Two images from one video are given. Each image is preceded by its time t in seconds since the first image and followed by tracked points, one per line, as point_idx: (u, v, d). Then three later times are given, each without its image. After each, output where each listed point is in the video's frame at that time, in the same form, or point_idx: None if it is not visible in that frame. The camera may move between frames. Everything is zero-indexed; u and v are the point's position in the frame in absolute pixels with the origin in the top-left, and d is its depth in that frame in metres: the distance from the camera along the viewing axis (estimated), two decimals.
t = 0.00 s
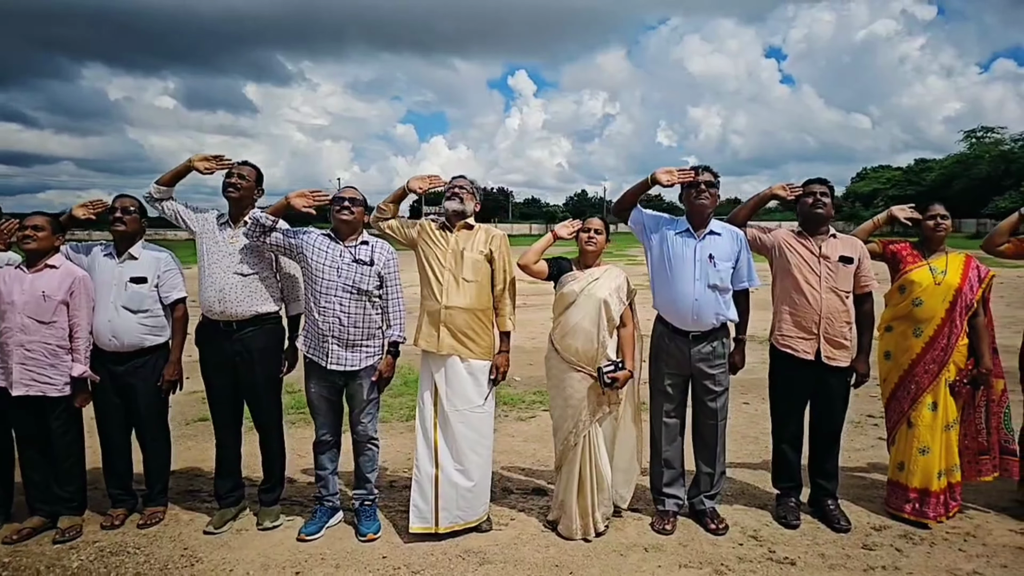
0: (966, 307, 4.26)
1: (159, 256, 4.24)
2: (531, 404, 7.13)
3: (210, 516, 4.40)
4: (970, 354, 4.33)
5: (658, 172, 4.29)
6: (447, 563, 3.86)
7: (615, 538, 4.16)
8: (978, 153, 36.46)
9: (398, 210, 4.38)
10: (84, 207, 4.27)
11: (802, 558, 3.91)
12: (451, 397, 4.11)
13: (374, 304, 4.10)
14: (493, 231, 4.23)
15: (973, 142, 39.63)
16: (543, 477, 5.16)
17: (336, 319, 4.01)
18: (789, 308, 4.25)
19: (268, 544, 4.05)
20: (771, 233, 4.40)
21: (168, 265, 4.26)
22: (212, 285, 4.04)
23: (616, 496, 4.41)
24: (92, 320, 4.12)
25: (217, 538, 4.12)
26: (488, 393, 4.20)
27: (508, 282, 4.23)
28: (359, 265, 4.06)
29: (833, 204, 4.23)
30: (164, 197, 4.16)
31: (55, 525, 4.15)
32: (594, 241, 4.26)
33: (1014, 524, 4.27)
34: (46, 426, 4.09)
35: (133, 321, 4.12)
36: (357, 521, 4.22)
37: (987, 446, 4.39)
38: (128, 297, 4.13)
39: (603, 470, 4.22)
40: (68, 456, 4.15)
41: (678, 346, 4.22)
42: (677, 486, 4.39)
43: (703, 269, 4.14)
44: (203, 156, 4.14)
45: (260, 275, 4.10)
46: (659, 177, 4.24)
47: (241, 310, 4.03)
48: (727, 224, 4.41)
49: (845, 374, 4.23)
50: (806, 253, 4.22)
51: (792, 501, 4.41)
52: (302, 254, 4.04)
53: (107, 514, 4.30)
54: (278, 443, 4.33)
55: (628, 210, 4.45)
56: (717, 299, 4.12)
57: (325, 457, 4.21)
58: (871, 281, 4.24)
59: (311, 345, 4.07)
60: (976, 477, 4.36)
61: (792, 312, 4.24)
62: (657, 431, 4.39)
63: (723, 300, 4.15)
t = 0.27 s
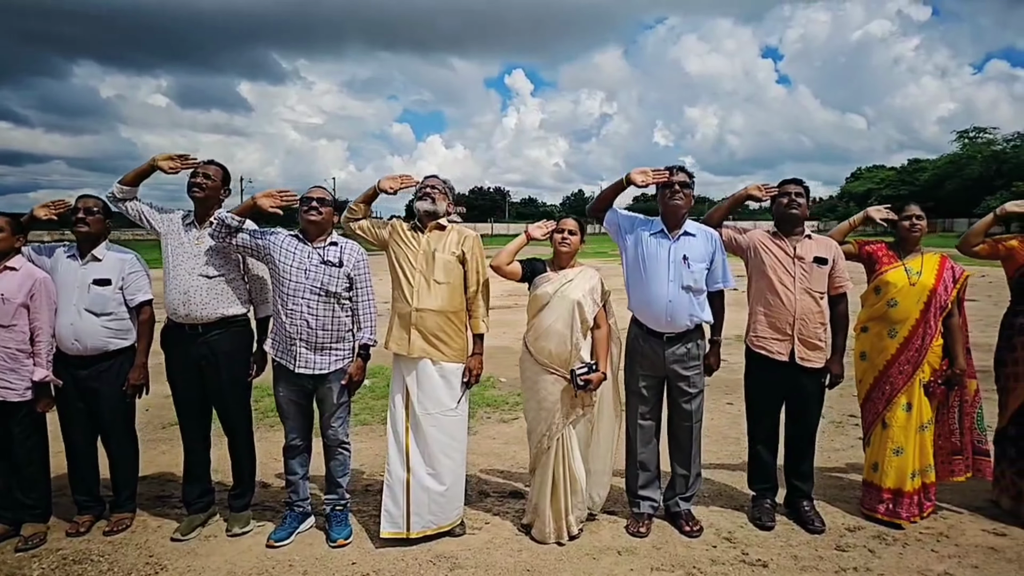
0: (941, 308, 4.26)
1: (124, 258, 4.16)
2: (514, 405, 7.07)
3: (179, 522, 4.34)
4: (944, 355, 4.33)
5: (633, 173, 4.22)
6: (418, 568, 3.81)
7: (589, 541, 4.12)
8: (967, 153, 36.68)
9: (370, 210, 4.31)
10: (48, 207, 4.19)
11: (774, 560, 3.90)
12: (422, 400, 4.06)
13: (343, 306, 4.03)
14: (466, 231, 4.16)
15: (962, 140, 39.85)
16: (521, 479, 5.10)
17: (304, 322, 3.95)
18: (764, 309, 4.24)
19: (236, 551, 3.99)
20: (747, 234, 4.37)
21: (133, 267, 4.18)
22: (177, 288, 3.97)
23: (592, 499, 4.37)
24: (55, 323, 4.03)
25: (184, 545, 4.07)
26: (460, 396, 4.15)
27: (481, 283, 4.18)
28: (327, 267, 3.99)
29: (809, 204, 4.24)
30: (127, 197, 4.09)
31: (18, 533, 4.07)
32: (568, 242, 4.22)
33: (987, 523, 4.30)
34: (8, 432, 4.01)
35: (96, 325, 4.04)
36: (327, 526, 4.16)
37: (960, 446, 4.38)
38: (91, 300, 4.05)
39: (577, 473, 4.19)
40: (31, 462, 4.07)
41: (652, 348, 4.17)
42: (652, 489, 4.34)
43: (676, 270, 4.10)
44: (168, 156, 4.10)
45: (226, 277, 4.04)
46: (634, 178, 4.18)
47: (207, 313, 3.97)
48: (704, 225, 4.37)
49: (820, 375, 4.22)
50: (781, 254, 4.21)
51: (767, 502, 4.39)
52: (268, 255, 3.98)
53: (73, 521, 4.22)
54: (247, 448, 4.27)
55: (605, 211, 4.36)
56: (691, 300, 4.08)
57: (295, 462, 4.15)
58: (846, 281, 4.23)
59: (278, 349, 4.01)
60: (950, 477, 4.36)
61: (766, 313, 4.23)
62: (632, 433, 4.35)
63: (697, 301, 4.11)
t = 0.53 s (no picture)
0: (910, 305, 4.29)
1: (81, 265, 4.08)
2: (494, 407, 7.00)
3: (141, 535, 4.27)
4: (914, 351, 4.36)
5: (601, 174, 4.18)
6: None
7: (561, 545, 4.07)
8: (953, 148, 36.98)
9: (335, 213, 4.25)
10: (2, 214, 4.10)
11: (745, 560, 3.87)
12: (389, 406, 4.00)
13: (306, 311, 3.96)
14: (433, 233, 4.10)
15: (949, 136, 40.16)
16: (496, 482, 5.03)
17: (267, 328, 3.87)
18: (734, 308, 4.22)
19: (198, 563, 3.92)
20: (717, 233, 4.38)
21: (91, 274, 4.11)
22: (134, 294, 3.93)
23: (564, 503, 4.30)
24: (9, 332, 3.95)
25: (145, 558, 3.99)
26: (428, 402, 4.08)
27: (449, 285, 4.12)
28: (290, 271, 3.91)
29: (778, 202, 4.27)
30: (84, 202, 4.11)
31: None
32: (537, 244, 4.15)
33: (958, 519, 4.31)
34: None
35: (52, 333, 3.95)
36: (294, 535, 4.10)
37: (929, 441, 4.43)
38: (47, 308, 3.96)
39: (547, 477, 4.14)
40: None
41: (623, 349, 4.13)
42: (626, 491, 4.30)
43: (645, 270, 4.05)
44: (124, 160, 4.15)
45: (186, 283, 3.99)
46: (602, 178, 4.13)
47: (165, 319, 3.92)
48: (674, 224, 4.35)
49: (790, 373, 4.21)
50: (750, 252, 4.21)
51: (740, 502, 4.36)
52: (228, 260, 3.92)
53: (33, 535, 4.13)
54: (210, 458, 4.21)
55: (575, 210, 4.33)
56: (660, 301, 4.05)
57: (260, 471, 4.09)
58: (814, 280, 4.25)
59: (240, 355, 3.95)
60: (920, 472, 4.40)
61: (736, 312, 4.21)
62: (604, 435, 4.30)
63: (666, 301, 4.07)
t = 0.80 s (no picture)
0: (879, 302, 4.26)
1: (39, 270, 4.00)
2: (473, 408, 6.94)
3: (105, 543, 4.20)
4: (884, 348, 4.35)
5: (566, 174, 4.13)
6: None
7: (529, 548, 4.03)
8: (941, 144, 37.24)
9: (297, 216, 4.19)
10: None
11: (713, 561, 3.84)
12: (353, 410, 3.92)
13: (267, 315, 3.91)
14: (396, 235, 4.04)
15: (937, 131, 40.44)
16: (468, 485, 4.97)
17: (227, 333, 3.82)
18: (701, 307, 4.19)
19: (160, 572, 3.85)
20: (684, 231, 4.36)
21: (49, 280, 4.02)
22: (92, 300, 3.85)
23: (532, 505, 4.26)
24: None
25: (107, 567, 3.93)
26: (394, 405, 4.01)
27: (413, 287, 4.03)
28: (249, 275, 3.85)
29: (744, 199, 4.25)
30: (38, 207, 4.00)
31: None
32: (502, 244, 4.10)
33: (930, 516, 4.28)
34: None
35: (9, 340, 3.87)
36: (259, 541, 4.04)
37: (898, 439, 4.42)
38: (3, 314, 3.88)
39: (515, 480, 4.08)
40: None
41: (589, 350, 4.09)
42: (595, 492, 4.25)
43: (611, 269, 4.01)
44: (78, 163, 4.03)
45: (144, 288, 3.92)
46: (567, 177, 4.09)
47: (123, 326, 3.84)
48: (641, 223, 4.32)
49: (758, 372, 4.19)
50: (717, 250, 4.19)
51: (711, 502, 4.33)
52: (187, 264, 3.85)
53: None
54: (173, 465, 4.11)
55: (541, 210, 4.26)
56: (626, 301, 4.00)
57: (224, 477, 4.03)
58: (781, 278, 4.24)
59: (201, 361, 3.89)
60: (890, 469, 4.39)
61: (704, 311, 4.19)
62: (573, 436, 4.25)
63: (632, 301, 4.04)
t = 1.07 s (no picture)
0: (848, 309, 4.25)
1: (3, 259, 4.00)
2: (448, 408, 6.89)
3: (60, 537, 4.13)
4: (852, 356, 4.32)
5: (534, 173, 4.08)
6: None
7: (487, 551, 4.00)
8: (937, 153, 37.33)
9: (262, 210, 4.13)
10: None
11: (672, 568, 3.80)
12: (313, 408, 3.88)
13: (228, 310, 3.85)
14: (360, 231, 3.97)
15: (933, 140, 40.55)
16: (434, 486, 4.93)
17: (184, 326, 3.76)
18: (668, 311, 4.17)
19: (112, 567, 3.80)
20: (653, 234, 4.33)
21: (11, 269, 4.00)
22: (49, 290, 3.78)
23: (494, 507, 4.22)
24: None
25: (59, 561, 3.86)
26: (354, 404, 3.97)
27: (376, 285, 3.98)
28: (210, 268, 3.79)
29: (713, 203, 4.25)
30: None
31: None
32: (468, 243, 4.05)
33: (895, 527, 4.22)
34: None
35: None
36: (215, 538, 3.99)
37: (863, 448, 4.40)
38: None
39: (476, 482, 4.05)
40: None
41: (555, 351, 4.03)
42: (557, 496, 4.21)
43: (577, 270, 3.96)
44: (40, 152, 3.92)
45: (104, 279, 3.85)
46: (536, 176, 4.04)
47: (81, 317, 3.78)
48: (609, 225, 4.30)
49: (723, 377, 4.16)
50: (685, 253, 4.17)
51: (675, 507, 4.29)
52: (147, 255, 3.78)
53: None
54: (131, 458, 4.07)
55: (509, 209, 4.20)
56: (591, 303, 3.96)
57: (181, 473, 3.94)
58: (750, 282, 4.22)
59: (158, 353, 3.82)
60: (855, 478, 4.36)
61: (670, 315, 4.17)
62: (537, 439, 4.20)
63: (597, 302, 3.99)
